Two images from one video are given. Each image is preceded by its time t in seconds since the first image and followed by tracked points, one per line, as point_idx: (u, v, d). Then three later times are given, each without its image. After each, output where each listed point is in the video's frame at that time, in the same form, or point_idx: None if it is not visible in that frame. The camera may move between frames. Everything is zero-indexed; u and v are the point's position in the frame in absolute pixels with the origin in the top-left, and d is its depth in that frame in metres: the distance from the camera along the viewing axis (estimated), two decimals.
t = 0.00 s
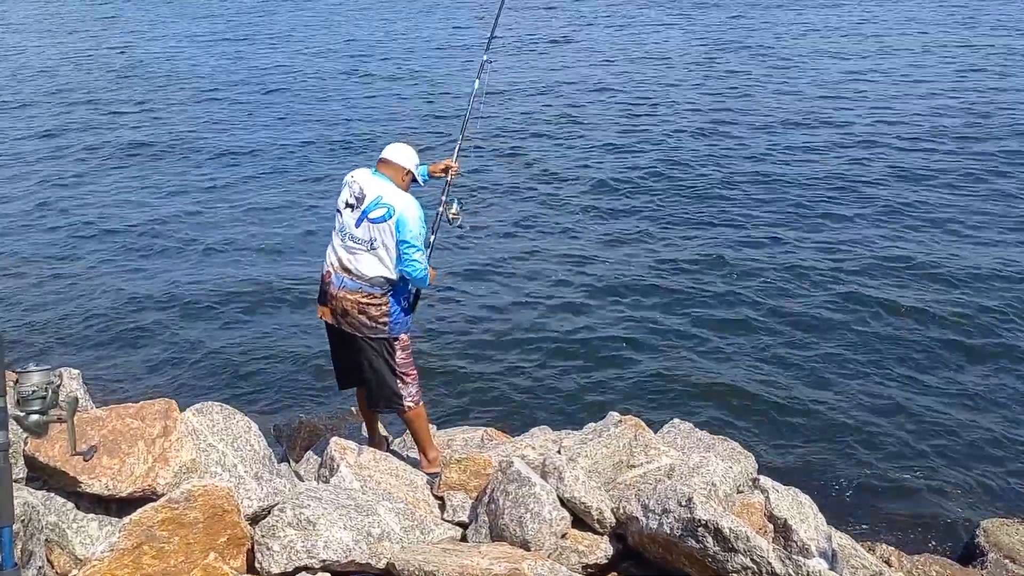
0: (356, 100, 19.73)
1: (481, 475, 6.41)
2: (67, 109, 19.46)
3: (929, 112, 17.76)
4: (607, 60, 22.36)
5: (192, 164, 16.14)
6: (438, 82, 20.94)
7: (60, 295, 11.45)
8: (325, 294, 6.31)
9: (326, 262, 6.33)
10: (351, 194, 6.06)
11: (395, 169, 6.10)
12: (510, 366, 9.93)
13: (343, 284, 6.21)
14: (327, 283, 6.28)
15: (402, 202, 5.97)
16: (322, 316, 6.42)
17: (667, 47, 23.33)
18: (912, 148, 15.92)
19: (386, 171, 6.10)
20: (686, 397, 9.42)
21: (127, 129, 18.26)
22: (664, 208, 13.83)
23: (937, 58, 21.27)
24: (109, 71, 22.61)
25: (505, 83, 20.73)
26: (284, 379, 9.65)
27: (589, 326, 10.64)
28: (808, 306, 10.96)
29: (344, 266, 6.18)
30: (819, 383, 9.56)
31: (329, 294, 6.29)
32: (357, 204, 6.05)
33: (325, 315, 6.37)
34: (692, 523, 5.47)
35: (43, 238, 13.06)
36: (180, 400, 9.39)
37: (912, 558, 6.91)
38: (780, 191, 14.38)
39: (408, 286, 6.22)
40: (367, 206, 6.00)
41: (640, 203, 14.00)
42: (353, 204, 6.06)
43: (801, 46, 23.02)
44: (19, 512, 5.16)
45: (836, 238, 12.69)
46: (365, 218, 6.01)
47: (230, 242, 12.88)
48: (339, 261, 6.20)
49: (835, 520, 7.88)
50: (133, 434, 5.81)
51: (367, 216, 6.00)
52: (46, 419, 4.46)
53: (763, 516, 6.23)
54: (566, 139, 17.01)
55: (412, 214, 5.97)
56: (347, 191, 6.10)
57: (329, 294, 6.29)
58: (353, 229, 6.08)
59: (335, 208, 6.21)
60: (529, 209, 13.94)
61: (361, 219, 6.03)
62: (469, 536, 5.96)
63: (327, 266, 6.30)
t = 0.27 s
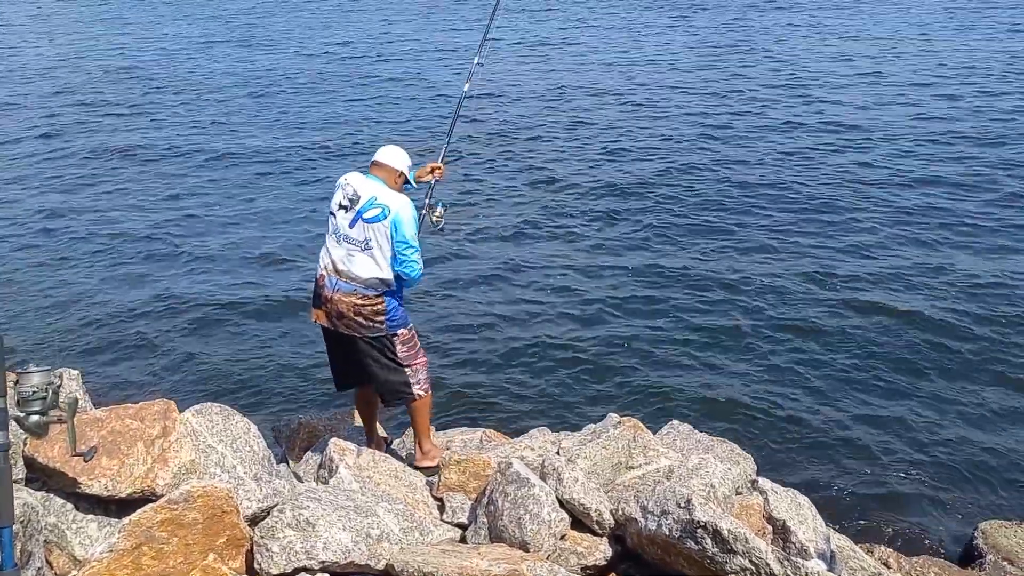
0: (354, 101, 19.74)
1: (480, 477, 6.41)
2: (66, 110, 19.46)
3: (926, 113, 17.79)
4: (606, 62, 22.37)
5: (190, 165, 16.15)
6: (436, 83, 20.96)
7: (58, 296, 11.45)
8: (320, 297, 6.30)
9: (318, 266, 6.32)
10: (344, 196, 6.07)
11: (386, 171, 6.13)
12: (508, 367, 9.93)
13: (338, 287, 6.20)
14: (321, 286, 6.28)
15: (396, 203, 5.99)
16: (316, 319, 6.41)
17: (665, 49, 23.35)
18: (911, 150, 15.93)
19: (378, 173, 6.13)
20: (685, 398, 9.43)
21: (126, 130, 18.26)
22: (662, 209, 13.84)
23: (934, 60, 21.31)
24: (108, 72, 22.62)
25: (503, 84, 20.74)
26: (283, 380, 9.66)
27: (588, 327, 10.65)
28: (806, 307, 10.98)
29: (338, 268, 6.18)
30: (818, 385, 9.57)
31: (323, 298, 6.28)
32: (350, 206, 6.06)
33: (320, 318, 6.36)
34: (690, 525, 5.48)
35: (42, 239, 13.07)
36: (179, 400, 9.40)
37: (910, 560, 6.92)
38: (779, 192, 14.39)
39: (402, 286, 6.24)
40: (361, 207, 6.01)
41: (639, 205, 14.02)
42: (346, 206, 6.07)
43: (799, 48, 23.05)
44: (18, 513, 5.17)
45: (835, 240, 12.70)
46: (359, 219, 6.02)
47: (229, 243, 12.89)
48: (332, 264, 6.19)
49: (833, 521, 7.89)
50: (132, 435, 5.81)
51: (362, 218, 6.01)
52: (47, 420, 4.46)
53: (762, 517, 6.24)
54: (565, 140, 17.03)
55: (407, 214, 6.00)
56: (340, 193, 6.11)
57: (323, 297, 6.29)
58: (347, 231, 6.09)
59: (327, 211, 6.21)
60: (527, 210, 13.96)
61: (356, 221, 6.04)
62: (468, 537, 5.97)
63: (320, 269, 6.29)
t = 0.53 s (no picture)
0: (353, 102, 19.77)
1: (479, 478, 6.42)
2: (65, 111, 19.47)
3: (924, 116, 17.84)
4: (607, 64, 22.38)
5: (190, 166, 16.17)
6: (435, 85, 20.98)
7: (58, 296, 11.46)
8: (326, 300, 6.25)
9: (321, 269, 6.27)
10: (352, 197, 6.08)
11: (390, 171, 6.18)
12: (507, 368, 9.95)
13: (347, 288, 6.18)
14: (327, 288, 6.23)
15: (408, 202, 6.04)
16: (319, 322, 6.36)
17: (664, 52, 23.39)
18: (911, 153, 15.94)
19: (382, 173, 6.17)
20: (684, 400, 9.44)
21: (125, 131, 18.28)
22: (661, 211, 13.87)
23: (932, 63, 21.37)
24: (109, 73, 22.64)
25: (502, 86, 20.77)
26: (281, 381, 9.67)
27: (586, 329, 10.67)
28: (805, 309, 11.00)
29: (347, 270, 6.16)
30: (816, 387, 9.59)
31: (330, 300, 6.24)
32: (359, 206, 6.07)
33: (325, 321, 6.32)
34: (689, 527, 5.49)
35: (41, 240, 13.08)
36: (178, 401, 9.41)
37: (908, 563, 6.94)
38: (777, 194, 14.42)
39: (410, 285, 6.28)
40: (372, 207, 6.02)
41: (639, 207, 14.02)
42: (355, 207, 6.07)
43: (798, 51, 23.09)
44: (17, 513, 5.19)
45: (835, 243, 12.71)
46: (371, 220, 6.03)
47: (228, 244, 12.90)
48: (340, 266, 6.17)
49: (832, 524, 7.90)
50: (132, 436, 5.82)
51: (374, 218, 6.03)
52: (47, 420, 4.47)
53: (760, 519, 6.24)
54: (565, 142, 17.04)
55: (419, 213, 6.05)
56: (346, 195, 6.11)
57: (330, 300, 6.25)
58: (357, 232, 6.09)
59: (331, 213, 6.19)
60: (526, 212, 13.98)
61: (367, 221, 6.05)
62: (466, 538, 5.97)
63: (324, 272, 6.24)
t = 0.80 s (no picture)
0: (352, 105, 19.78)
1: (478, 481, 6.42)
2: (64, 113, 19.47)
3: (923, 120, 17.87)
4: (605, 68, 22.41)
5: (190, 169, 16.18)
6: (435, 87, 21.00)
7: (57, 299, 11.47)
8: (341, 301, 6.26)
9: (333, 271, 6.29)
10: (366, 198, 6.17)
11: (399, 171, 6.29)
12: (506, 371, 9.95)
13: (365, 288, 6.21)
14: (342, 289, 6.24)
15: (424, 201, 6.17)
16: (332, 324, 6.34)
17: (663, 55, 23.42)
18: (910, 157, 15.96)
19: (391, 174, 6.28)
20: (682, 404, 9.44)
21: (124, 134, 18.29)
22: (659, 214, 13.88)
23: (931, 67, 21.41)
24: (108, 76, 22.64)
25: (501, 89, 20.79)
26: (280, 384, 9.67)
27: (585, 332, 10.67)
28: (803, 312, 11.01)
29: (363, 270, 6.20)
30: (815, 390, 9.59)
31: (347, 301, 6.25)
32: (374, 206, 6.15)
33: (339, 322, 6.31)
34: (688, 530, 5.49)
35: (41, 242, 13.09)
36: (177, 404, 9.41)
37: (907, 567, 6.94)
38: (775, 198, 14.44)
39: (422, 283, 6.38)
40: (389, 206, 6.12)
41: (638, 210, 14.02)
42: (370, 207, 6.16)
43: (797, 55, 23.13)
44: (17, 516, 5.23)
45: (834, 246, 12.72)
46: (388, 219, 6.12)
47: (227, 247, 12.91)
48: (357, 266, 6.20)
49: (831, 528, 7.90)
50: (131, 439, 5.82)
51: (391, 217, 6.12)
52: (47, 422, 4.47)
53: (759, 522, 6.25)
54: (564, 146, 17.05)
55: (434, 211, 6.19)
56: (360, 196, 6.20)
57: (347, 301, 6.25)
58: (373, 231, 6.16)
59: (343, 215, 6.25)
60: (526, 215, 13.99)
61: (383, 220, 6.13)
62: (465, 541, 5.97)
63: (339, 274, 6.25)
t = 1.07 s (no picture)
0: (352, 108, 19.79)
1: (477, 484, 6.41)
2: (65, 116, 19.49)
3: (922, 123, 17.89)
4: (607, 71, 22.42)
5: (189, 171, 16.19)
6: (434, 90, 21.02)
7: (57, 301, 11.47)
8: (349, 308, 6.26)
9: (337, 280, 6.28)
10: (368, 206, 6.19)
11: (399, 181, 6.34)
12: (505, 374, 9.96)
13: (370, 295, 6.22)
14: (349, 297, 6.24)
15: (425, 208, 6.21)
16: (339, 331, 6.35)
17: (663, 58, 23.44)
18: (910, 160, 15.97)
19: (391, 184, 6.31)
20: (681, 407, 9.45)
21: (124, 136, 18.30)
22: (659, 217, 13.89)
23: (930, 70, 21.43)
24: (108, 79, 22.63)
25: (501, 92, 20.81)
26: (279, 386, 9.67)
27: (584, 335, 10.68)
28: (803, 315, 11.02)
29: (369, 277, 6.20)
30: (815, 393, 9.60)
31: (353, 309, 6.26)
32: (376, 213, 6.17)
33: (347, 330, 6.32)
34: (687, 533, 5.49)
35: (40, 244, 13.10)
36: (176, 406, 9.40)
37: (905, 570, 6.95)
38: (774, 201, 14.45)
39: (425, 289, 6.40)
40: (392, 213, 6.14)
41: (639, 213, 14.02)
42: (373, 215, 6.18)
43: (796, 58, 23.16)
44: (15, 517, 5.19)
45: (835, 250, 12.71)
46: (392, 225, 6.14)
47: (227, 249, 12.91)
48: (362, 274, 6.20)
49: (830, 530, 7.90)
50: (131, 441, 5.82)
51: (395, 223, 6.14)
52: (46, 425, 4.48)
53: (758, 525, 6.25)
54: (565, 149, 17.06)
55: (436, 218, 6.24)
56: (361, 205, 6.22)
57: (353, 308, 6.25)
58: (377, 238, 6.17)
59: (344, 225, 6.26)
60: (525, 217, 14.00)
61: (387, 227, 6.15)
62: (464, 544, 5.97)
63: (343, 282, 6.25)
